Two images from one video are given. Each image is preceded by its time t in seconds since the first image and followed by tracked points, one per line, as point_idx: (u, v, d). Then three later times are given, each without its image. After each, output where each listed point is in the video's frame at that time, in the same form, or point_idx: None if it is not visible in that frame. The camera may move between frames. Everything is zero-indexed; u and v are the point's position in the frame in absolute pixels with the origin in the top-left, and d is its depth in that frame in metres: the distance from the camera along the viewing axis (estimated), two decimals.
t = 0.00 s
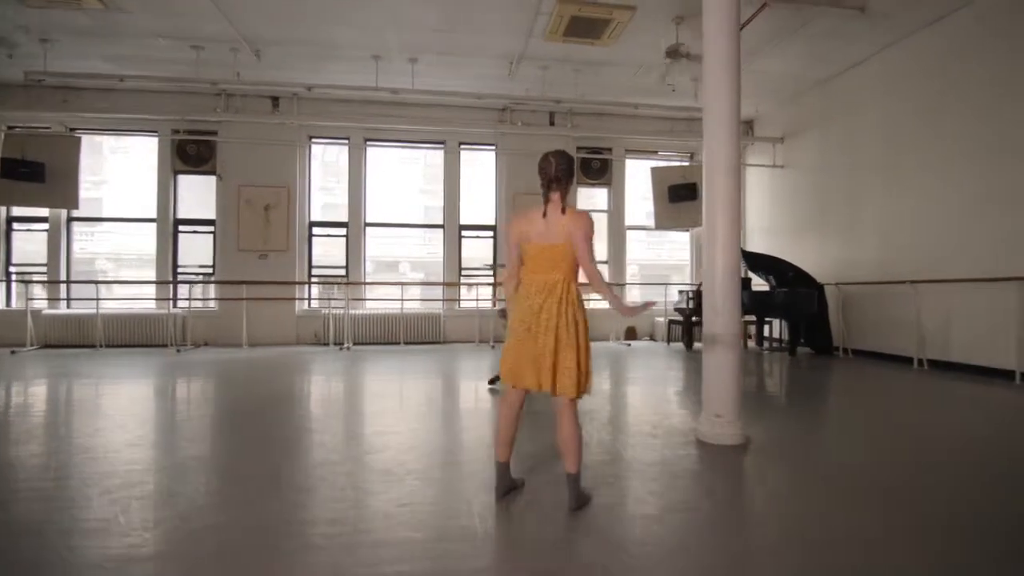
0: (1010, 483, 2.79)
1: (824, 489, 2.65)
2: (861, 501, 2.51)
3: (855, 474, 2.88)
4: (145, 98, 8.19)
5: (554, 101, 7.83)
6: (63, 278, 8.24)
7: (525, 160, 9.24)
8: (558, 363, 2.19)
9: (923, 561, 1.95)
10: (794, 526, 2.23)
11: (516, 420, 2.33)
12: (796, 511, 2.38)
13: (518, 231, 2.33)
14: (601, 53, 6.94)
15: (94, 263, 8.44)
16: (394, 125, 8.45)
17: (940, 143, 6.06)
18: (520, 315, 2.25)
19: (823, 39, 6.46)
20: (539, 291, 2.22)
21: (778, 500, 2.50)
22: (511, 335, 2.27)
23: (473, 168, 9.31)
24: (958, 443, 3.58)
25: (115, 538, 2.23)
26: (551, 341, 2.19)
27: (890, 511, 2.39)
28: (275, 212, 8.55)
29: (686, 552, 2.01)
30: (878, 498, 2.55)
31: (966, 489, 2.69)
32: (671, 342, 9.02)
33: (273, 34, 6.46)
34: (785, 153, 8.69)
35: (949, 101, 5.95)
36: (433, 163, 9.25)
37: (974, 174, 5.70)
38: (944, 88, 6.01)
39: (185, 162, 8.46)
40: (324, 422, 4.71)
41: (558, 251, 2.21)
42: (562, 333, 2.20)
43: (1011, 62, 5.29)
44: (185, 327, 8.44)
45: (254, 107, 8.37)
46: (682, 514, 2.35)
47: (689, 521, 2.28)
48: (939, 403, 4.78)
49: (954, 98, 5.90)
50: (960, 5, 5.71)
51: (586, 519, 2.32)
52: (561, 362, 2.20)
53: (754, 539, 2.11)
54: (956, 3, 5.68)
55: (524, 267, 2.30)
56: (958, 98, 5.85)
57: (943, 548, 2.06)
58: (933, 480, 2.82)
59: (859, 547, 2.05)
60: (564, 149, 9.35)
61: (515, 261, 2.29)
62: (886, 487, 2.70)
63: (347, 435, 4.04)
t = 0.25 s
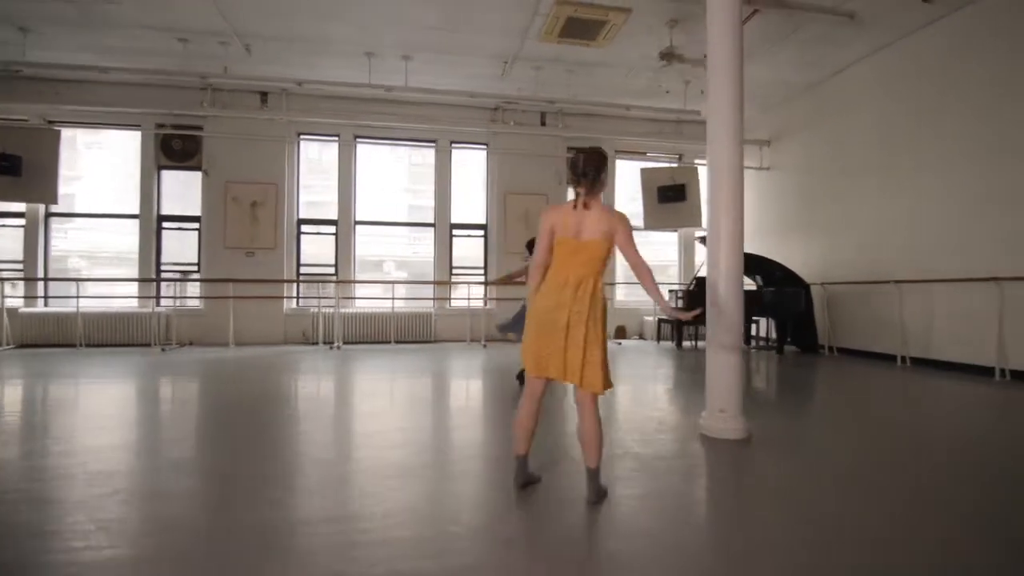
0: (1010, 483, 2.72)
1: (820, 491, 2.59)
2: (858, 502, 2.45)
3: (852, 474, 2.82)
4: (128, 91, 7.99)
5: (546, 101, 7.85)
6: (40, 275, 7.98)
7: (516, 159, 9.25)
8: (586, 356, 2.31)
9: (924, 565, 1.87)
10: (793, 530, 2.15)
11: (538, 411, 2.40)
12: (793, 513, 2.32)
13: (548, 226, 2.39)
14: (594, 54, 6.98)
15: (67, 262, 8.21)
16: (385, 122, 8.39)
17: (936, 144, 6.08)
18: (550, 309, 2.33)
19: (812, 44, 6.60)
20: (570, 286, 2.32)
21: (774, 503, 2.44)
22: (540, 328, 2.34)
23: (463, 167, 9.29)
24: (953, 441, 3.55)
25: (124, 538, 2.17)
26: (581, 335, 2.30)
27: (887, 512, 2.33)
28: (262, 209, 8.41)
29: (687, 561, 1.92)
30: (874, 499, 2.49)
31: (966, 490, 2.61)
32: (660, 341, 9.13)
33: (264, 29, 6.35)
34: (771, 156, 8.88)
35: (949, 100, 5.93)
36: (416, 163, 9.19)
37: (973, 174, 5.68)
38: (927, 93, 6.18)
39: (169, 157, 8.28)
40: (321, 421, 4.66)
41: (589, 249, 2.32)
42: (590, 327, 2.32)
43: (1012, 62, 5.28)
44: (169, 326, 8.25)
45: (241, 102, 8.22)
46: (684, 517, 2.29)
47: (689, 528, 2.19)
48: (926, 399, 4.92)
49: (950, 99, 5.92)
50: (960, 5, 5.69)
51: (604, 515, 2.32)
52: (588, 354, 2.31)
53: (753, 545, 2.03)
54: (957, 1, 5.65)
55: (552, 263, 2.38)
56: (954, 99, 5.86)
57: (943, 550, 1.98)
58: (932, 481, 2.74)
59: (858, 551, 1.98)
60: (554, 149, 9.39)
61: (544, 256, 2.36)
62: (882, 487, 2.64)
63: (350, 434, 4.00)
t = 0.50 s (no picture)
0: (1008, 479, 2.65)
1: (818, 488, 2.50)
2: (845, 488, 2.51)
3: (847, 471, 2.74)
4: (105, 83, 7.76)
5: (534, 101, 7.91)
6: (9, 272, 7.68)
7: (503, 158, 9.29)
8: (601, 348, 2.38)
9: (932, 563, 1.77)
10: (794, 529, 2.04)
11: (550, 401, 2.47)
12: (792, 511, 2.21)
13: (572, 218, 2.47)
14: (583, 56, 7.06)
15: (29, 260, 7.86)
16: (371, 120, 8.33)
17: (937, 142, 6.03)
18: (569, 299, 2.41)
19: (794, 51, 6.80)
20: (589, 279, 2.40)
21: (772, 501, 2.34)
22: (558, 318, 2.42)
23: (449, 165, 9.29)
24: (942, 437, 3.53)
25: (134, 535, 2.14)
26: (598, 326, 2.37)
27: (886, 508, 2.24)
28: (244, 206, 8.26)
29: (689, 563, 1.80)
30: (871, 495, 2.40)
31: (965, 486, 2.53)
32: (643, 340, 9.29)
33: (251, 23, 6.25)
34: (751, 159, 9.11)
35: (952, 99, 5.86)
36: (393, 160, 9.12)
37: (976, 174, 5.61)
38: (903, 101, 6.44)
39: (147, 152, 8.07)
40: (315, 419, 4.62)
41: (611, 244, 2.40)
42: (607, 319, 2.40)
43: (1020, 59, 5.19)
44: (147, 325, 8.04)
45: (223, 96, 8.06)
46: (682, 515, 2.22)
47: (687, 530, 2.07)
48: (902, 392, 5.13)
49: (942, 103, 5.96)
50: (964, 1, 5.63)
51: (615, 501, 2.38)
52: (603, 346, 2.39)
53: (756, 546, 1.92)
54: None
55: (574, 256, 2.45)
56: (951, 100, 5.88)
57: (948, 548, 1.88)
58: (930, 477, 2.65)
59: (862, 551, 1.87)
60: (540, 149, 9.45)
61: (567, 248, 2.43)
62: (878, 483, 2.55)
63: (349, 432, 3.98)
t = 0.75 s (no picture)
0: (1002, 480, 2.68)
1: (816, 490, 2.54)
2: (836, 485, 2.61)
3: (841, 472, 2.80)
4: (84, 79, 7.60)
5: (522, 103, 7.98)
6: None
7: (489, 159, 9.34)
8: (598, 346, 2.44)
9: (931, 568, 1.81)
10: (798, 534, 2.07)
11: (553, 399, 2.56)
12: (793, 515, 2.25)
13: (582, 219, 2.56)
14: (571, 59, 7.15)
15: None
16: (358, 119, 8.30)
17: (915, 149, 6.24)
18: (571, 297, 2.49)
19: (776, 58, 7.00)
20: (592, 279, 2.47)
21: (774, 504, 2.37)
22: (560, 314, 2.51)
23: (436, 165, 9.30)
24: (929, 436, 3.59)
25: (142, 534, 2.15)
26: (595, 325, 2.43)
27: (884, 513, 2.27)
28: (227, 205, 8.15)
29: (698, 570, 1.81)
30: (868, 498, 2.44)
31: (960, 488, 2.56)
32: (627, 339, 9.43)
33: (238, 19, 6.19)
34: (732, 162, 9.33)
35: (942, 102, 5.93)
36: (373, 159, 9.05)
37: (950, 180, 5.85)
38: (878, 109, 6.70)
39: (126, 148, 7.91)
40: (307, 420, 4.61)
41: (615, 245, 2.47)
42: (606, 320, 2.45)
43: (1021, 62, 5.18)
44: (125, 325, 7.87)
45: (207, 93, 7.94)
46: (686, 517, 2.24)
47: (696, 534, 2.08)
48: (879, 390, 5.33)
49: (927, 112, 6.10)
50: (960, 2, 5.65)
51: (619, 498, 2.46)
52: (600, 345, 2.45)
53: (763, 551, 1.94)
54: None
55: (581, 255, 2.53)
56: (935, 108, 6.02)
57: (946, 552, 1.92)
58: (923, 479, 2.69)
59: (854, 546, 1.97)
60: (526, 151, 9.52)
61: (574, 246, 2.51)
62: (874, 486, 2.59)
63: (344, 432, 3.98)
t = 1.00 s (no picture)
0: (1000, 482, 2.71)
1: (820, 491, 2.57)
2: (836, 482, 2.69)
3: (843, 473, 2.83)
4: (64, 74, 7.41)
5: (512, 105, 8.03)
6: None
7: (479, 160, 9.35)
8: (605, 350, 2.49)
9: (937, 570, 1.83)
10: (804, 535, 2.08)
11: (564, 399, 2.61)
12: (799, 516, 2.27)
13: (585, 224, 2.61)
14: (562, 61, 7.21)
15: None
16: (347, 119, 8.25)
17: (897, 153, 6.44)
18: (578, 301, 2.52)
19: (762, 64, 7.16)
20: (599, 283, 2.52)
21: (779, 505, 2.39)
22: (566, 318, 2.53)
23: (425, 166, 9.28)
24: (921, 435, 3.67)
25: (157, 535, 2.13)
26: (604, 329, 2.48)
27: (886, 514, 2.30)
28: (213, 203, 8.02)
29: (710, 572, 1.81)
30: (870, 499, 2.48)
31: (960, 490, 2.60)
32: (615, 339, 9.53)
33: (228, 16, 6.10)
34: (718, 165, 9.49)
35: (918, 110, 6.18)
36: (357, 158, 8.98)
37: (930, 185, 6.05)
38: (859, 115, 6.91)
39: (107, 145, 7.73)
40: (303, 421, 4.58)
41: (621, 251, 2.52)
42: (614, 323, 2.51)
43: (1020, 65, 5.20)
44: (108, 327, 7.69)
45: (192, 90, 7.81)
46: (695, 518, 2.24)
47: (704, 535, 2.08)
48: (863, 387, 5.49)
49: (911, 118, 6.25)
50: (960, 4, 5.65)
51: (627, 495, 2.51)
52: (607, 348, 2.50)
53: (773, 552, 1.95)
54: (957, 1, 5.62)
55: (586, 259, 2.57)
56: (917, 114, 6.17)
57: (949, 553, 1.95)
58: (924, 480, 2.73)
59: (858, 541, 2.04)
60: (516, 151, 9.56)
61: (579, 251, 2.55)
62: (875, 487, 2.63)
63: (343, 433, 3.97)
